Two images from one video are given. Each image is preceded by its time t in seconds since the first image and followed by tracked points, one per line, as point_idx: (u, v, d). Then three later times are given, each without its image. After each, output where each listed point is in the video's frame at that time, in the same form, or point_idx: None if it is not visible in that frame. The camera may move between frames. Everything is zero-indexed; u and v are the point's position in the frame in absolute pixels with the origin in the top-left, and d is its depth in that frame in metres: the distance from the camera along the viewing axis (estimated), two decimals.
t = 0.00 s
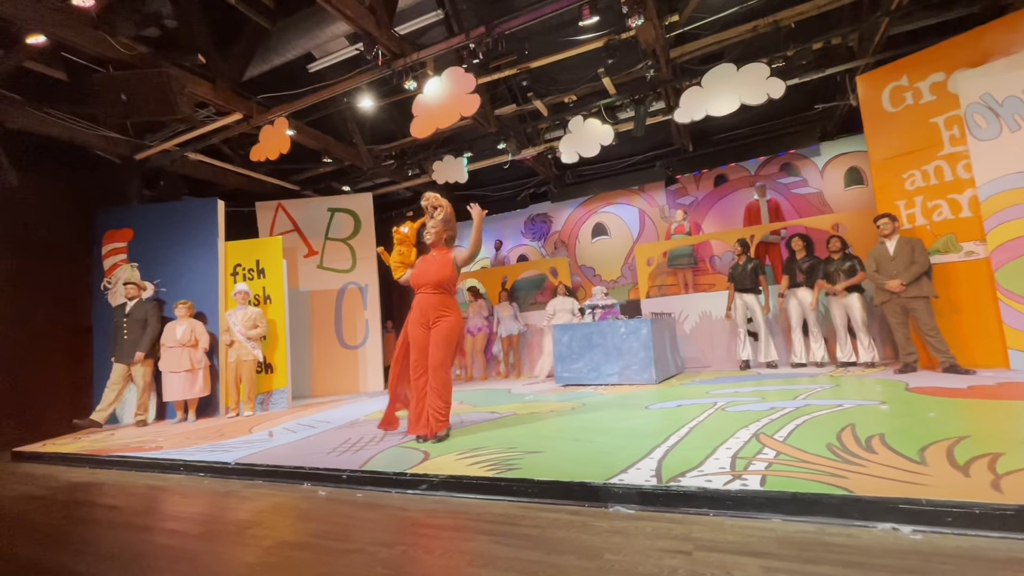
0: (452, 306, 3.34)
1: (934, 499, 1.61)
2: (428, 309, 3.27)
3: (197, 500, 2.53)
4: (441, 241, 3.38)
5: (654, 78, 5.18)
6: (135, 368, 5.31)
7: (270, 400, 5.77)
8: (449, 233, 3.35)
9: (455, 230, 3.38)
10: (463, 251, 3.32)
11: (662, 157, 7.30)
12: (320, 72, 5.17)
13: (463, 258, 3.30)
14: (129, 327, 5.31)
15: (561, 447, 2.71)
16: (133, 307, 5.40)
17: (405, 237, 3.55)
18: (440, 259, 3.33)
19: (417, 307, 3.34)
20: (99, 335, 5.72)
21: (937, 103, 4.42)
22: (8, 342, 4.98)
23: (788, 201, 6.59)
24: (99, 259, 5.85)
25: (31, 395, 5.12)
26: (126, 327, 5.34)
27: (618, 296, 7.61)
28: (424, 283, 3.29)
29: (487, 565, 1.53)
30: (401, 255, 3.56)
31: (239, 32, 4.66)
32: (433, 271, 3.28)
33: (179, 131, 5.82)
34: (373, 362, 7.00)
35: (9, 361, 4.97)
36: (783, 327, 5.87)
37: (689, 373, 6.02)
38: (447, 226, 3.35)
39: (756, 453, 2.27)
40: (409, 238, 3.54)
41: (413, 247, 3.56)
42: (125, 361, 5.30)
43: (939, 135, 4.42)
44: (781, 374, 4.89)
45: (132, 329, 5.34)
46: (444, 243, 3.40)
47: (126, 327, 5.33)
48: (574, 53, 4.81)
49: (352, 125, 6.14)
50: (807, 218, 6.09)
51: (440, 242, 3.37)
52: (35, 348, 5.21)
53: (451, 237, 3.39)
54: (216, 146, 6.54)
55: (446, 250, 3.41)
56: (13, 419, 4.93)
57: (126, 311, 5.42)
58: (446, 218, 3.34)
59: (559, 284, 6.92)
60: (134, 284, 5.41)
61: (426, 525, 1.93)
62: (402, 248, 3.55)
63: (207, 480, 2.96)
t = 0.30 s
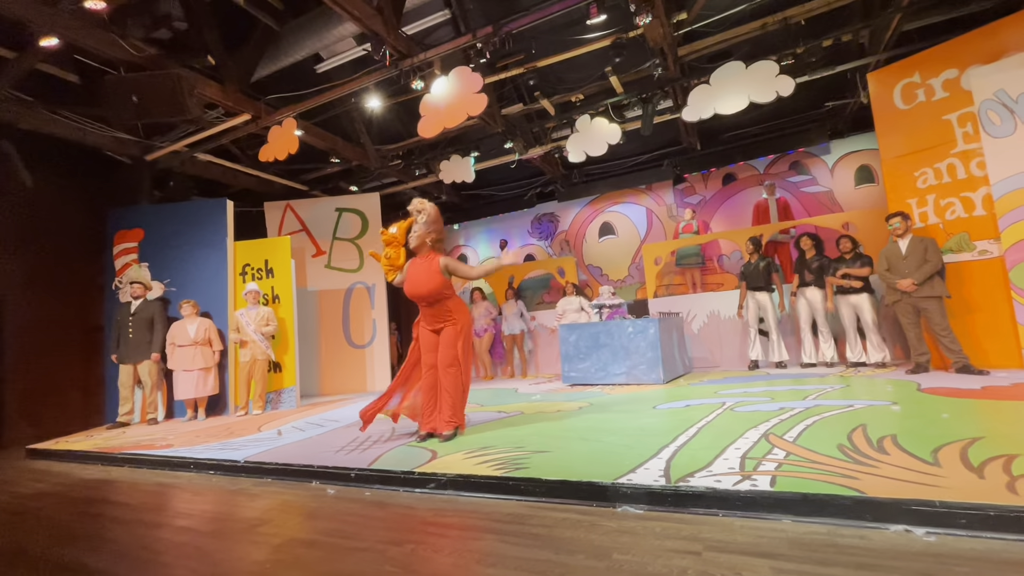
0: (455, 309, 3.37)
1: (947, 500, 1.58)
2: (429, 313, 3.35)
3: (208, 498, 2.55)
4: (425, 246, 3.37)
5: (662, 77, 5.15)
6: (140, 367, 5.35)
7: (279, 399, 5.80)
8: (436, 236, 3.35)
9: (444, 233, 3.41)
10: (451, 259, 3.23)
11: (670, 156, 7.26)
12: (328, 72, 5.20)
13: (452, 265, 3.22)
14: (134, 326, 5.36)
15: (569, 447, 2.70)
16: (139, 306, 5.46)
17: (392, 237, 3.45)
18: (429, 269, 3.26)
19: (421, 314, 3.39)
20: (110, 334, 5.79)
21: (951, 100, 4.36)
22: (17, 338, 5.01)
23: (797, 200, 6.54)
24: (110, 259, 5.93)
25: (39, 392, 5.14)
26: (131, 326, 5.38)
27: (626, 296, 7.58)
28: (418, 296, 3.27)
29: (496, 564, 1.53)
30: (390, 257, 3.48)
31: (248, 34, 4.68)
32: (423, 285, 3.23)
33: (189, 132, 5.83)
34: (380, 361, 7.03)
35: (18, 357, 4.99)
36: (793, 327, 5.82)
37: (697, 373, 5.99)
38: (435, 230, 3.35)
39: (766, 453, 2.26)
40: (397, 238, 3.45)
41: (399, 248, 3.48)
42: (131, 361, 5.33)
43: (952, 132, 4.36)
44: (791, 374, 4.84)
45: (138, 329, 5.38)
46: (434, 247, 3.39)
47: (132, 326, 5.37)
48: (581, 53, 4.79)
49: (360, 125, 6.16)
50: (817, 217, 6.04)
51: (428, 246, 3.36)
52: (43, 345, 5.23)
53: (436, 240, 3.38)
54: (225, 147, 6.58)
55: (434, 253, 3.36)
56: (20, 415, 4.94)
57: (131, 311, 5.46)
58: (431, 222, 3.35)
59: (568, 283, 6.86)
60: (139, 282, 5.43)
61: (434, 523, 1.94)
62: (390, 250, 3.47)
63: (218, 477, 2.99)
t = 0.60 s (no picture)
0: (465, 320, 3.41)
1: (955, 501, 1.57)
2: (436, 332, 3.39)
3: (213, 494, 2.56)
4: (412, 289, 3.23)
5: (666, 75, 5.14)
6: (138, 368, 5.30)
7: (284, 397, 5.82)
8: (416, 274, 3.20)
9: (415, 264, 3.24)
10: (444, 293, 3.15)
11: (675, 155, 7.24)
12: (333, 71, 5.21)
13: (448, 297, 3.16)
14: (132, 327, 5.30)
15: (573, 446, 2.69)
16: (136, 307, 5.40)
17: (377, 282, 3.08)
18: (426, 307, 3.21)
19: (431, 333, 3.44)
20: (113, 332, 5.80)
21: (959, 98, 4.32)
22: (22, 335, 5.03)
23: (803, 199, 6.51)
24: (116, 258, 5.96)
25: (42, 388, 5.12)
26: (129, 326, 5.32)
27: (630, 295, 7.56)
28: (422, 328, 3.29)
29: (500, 561, 1.53)
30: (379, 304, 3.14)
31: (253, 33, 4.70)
32: (427, 322, 3.24)
33: (195, 131, 5.87)
34: (384, 359, 7.04)
35: (23, 354, 5.02)
36: (798, 326, 5.79)
37: (702, 373, 5.97)
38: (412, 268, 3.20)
39: (771, 452, 2.25)
40: (381, 282, 3.09)
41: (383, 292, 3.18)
42: (127, 362, 5.28)
43: (960, 130, 4.33)
44: (796, 374, 4.81)
45: (135, 329, 5.33)
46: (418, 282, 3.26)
47: (129, 327, 5.33)
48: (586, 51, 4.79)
49: (364, 124, 6.17)
50: (823, 216, 6.00)
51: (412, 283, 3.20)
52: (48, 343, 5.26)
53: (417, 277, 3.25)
54: (231, 146, 6.61)
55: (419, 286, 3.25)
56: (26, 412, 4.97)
57: (128, 311, 5.40)
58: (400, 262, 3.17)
59: (570, 283, 6.88)
60: (138, 283, 5.39)
61: (438, 521, 1.94)
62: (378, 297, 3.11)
63: (223, 474, 3.00)
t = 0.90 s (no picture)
0: (467, 324, 3.42)
1: (955, 502, 1.57)
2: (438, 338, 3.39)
3: (213, 492, 2.56)
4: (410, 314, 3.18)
5: (668, 75, 5.14)
6: (134, 366, 5.32)
7: (283, 395, 5.81)
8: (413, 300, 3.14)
9: (409, 289, 3.14)
10: (442, 310, 3.13)
11: (676, 155, 7.24)
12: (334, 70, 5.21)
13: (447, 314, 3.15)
14: (129, 325, 5.31)
15: (573, 445, 2.69)
16: (133, 305, 5.41)
17: (375, 318, 3.04)
18: (426, 326, 3.21)
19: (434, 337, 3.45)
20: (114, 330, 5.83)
21: (961, 99, 4.32)
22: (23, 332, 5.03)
23: (804, 200, 6.51)
24: (118, 255, 5.99)
25: (42, 385, 5.14)
26: (126, 325, 5.33)
27: (631, 295, 7.56)
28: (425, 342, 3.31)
29: (499, 560, 1.53)
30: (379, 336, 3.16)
31: (255, 32, 4.71)
32: (429, 339, 3.26)
33: (197, 129, 5.88)
34: (384, 358, 7.05)
35: (23, 351, 5.00)
36: (799, 327, 5.78)
37: (702, 373, 5.96)
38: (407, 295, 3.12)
39: (771, 453, 2.25)
40: (380, 317, 3.06)
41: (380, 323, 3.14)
42: (122, 359, 5.29)
43: (961, 132, 4.32)
44: (797, 375, 4.80)
45: (132, 328, 5.34)
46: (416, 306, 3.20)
47: (126, 325, 5.34)
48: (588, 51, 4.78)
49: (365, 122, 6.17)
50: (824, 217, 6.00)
51: (410, 310, 3.12)
52: (47, 340, 5.24)
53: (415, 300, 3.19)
54: (232, 144, 6.61)
55: (417, 307, 3.20)
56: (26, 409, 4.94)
57: (125, 310, 5.40)
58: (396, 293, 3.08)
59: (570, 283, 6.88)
60: (135, 281, 5.40)
61: (437, 520, 1.94)
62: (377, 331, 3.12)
63: (222, 472, 3.00)
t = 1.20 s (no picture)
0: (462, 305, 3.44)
1: (950, 504, 1.57)
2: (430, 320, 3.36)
3: (209, 491, 2.55)
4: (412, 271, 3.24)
5: (668, 76, 5.14)
6: (130, 365, 5.31)
7: (280, 394, 5.80)
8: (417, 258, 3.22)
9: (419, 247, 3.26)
10: (443, 272, 3.18)
11: (675, 156, 7.24)
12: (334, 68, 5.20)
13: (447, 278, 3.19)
14: (124, 323, 5.29)
15: (570, 446, 2.69)
16: (128, 303, 5.39)
17: (378, 261, 3.11)
18: (424, 289, 3.23)
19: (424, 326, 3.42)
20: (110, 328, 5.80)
21: (958, 103, 4.33)
22: (18, 330, 5.02)
23: (802, 202, 6.52)
24: (115, 253, 5.97)
25: (37, 384, 5.11)
26: (121, 322, 5.31)
27: (629, 296, 7.57)
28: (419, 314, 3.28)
29: (495, 560, 1.53)
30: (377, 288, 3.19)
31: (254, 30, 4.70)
32: (424, 307, 3.24)
33: (195, 127, 5.87)
34: (382, 357, 7.04)
35: (18, 348, 4.99)
36: (797, 329, 5.79)
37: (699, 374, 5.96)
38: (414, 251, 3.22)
39: (767, 454, 2.25)
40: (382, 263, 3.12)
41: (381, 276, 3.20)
42: (117, 357, 5.28)
43: (959, 135, 4.34)
44: (795, 377, 4.80)
45: (127, 326, 5.32)
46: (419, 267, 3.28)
47: (121, 323, 5.32)
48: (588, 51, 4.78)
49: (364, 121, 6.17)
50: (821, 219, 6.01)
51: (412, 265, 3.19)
52: (43, 338, 5.23)
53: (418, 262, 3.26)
54: (230, 142, 6.59)
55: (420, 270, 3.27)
56: (21, 407, 4.95)
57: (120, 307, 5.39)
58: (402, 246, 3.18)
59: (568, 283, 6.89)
60: (129, 278, 5.37)
61: (434, 520, 1.94)
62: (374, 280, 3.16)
63: (218, 471, 2.99)
